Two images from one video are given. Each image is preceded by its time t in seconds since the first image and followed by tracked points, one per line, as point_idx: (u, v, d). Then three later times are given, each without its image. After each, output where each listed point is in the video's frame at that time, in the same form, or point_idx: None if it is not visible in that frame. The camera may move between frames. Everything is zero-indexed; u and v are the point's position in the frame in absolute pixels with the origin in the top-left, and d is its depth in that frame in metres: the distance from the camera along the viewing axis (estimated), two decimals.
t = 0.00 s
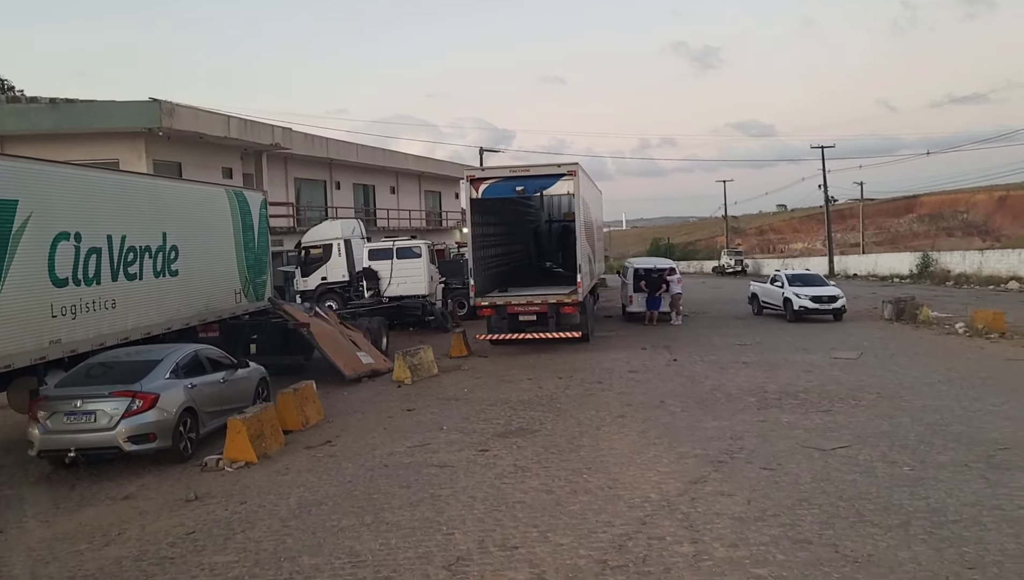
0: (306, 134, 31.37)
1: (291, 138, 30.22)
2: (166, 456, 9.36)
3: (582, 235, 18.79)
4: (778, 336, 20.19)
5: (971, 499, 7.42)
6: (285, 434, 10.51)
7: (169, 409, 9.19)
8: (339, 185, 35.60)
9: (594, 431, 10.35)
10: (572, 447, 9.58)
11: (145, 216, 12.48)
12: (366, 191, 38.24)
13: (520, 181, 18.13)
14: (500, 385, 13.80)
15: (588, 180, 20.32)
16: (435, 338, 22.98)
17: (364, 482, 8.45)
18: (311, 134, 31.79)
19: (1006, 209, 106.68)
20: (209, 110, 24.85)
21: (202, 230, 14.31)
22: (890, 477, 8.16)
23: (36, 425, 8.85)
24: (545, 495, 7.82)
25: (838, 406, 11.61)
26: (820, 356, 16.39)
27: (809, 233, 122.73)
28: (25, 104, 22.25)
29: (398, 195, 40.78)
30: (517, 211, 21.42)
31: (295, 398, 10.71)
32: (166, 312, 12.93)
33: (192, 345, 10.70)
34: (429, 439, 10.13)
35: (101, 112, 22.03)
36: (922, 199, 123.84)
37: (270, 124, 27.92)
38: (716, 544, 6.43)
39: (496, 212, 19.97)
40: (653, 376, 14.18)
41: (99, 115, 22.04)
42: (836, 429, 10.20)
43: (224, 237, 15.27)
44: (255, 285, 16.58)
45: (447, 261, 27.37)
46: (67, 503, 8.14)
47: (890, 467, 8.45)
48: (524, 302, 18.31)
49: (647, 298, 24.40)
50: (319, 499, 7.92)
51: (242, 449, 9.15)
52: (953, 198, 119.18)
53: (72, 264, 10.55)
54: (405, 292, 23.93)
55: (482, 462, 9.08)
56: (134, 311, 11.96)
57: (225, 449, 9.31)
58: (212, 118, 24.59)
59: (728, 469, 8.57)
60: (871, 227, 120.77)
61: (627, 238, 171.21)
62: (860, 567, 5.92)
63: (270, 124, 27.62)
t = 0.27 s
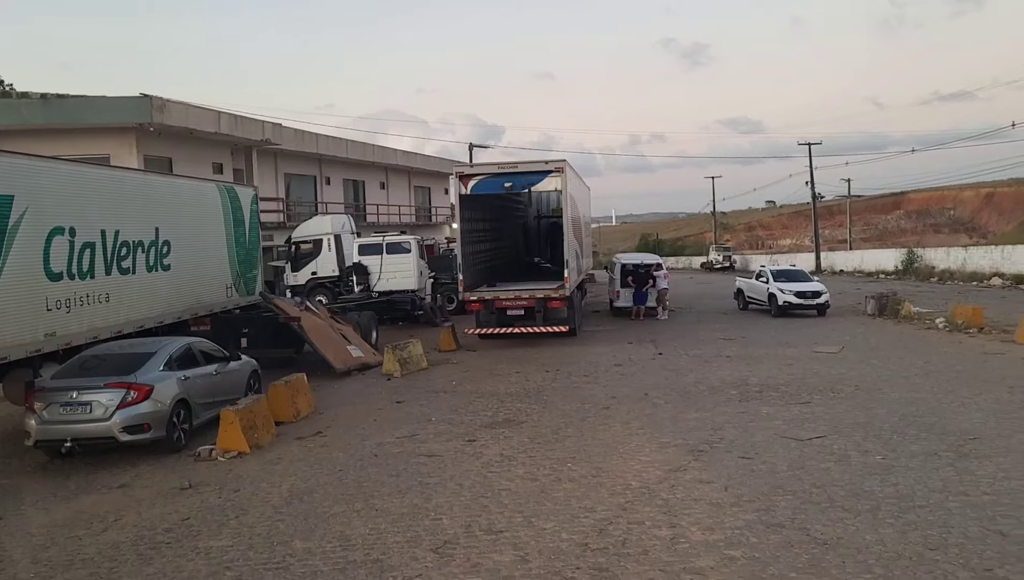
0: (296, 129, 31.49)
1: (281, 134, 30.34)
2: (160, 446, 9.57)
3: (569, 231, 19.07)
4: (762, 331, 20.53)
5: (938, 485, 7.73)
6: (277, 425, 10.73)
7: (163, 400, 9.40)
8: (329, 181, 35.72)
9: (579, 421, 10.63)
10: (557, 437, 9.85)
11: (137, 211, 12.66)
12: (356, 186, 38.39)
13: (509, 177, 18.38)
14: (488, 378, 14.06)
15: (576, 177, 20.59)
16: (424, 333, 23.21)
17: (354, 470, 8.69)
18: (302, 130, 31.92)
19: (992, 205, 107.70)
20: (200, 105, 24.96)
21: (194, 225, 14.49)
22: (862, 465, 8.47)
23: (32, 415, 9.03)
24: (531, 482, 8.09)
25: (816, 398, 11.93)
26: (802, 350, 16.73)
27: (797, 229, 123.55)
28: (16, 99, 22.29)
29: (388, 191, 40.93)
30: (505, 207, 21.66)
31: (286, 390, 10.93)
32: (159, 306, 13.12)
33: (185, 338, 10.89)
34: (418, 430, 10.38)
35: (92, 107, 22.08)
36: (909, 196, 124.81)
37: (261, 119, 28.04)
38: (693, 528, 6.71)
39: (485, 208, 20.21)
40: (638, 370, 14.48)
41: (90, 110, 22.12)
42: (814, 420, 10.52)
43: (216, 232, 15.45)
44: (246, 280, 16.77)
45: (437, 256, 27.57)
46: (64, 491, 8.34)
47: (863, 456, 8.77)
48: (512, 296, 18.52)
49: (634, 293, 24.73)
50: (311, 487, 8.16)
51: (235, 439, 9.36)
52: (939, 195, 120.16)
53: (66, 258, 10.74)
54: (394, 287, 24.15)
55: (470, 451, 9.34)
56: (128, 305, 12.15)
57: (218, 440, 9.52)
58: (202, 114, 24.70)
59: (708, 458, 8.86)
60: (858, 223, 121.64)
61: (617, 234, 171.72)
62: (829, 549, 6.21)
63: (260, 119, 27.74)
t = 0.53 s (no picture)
0: (290, 125, 31.64)
1: (275, 130, 30.48)
2: (158, 436, 9.79)
3: (561, 227, 19.31)
4: (750, 326, 20.83)
5: (913, 473, 8.00)
6: (272, 417, 10.96)
7: (161, 391, 9.61)
8: (323, 176, 35.86)
9: (568, 413, 10.89)
10: (546, 428, 10.11)
11: (134, 206, 12.86)
12: (350, 181, 38.55)
13: (501, 173, 18.59)
14: (479, 371, 14.31)
15: (568, 173, 20.82)
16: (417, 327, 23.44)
17: (348, 460, 8.93)
18: (295, 126, 32.06)
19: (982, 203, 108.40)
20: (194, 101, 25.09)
21: (189, 220, 14.69)
22: (841, 453, 8.75)
23: (32, 406, 9.22)
24: (520, 471, 8.35)
25: (800, 391, 12.23)
26: (788, 344, 17.03)
27: (789, 225, 124.14)
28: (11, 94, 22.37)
29: (381, 186, 41.10)
30: (497, 203, 21.88)
31: (282, 382, 11.16)
32: (155, 300, 13.33)
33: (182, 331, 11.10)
34: (411, 421, 10.62)
35: (87, 103, 22.21)
36: (900, 193, 125.49)
37: (255, 115, 28.18)
38: (674, 512, 6.97)
39: (477, 204, 20.43)
40: (627, 363, 14.75)
41: (85, 106, 22.23)
42: (796, 411, 10.80)
43: (211, 227, 15.65)
44: (241, 275, 16.97)
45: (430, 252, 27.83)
46: (64, 479, 8.54)
47: (842, 445, 9.05)
48: (503, 291, 18.89)
49: (624, 289, 25.02)
50: (307, 476, 8.40)
51: (231, 429, 9.59)
52: (930, 192, 120.87)
53: (65, 252, 10.93)
54: (388, 282, 24.37)
55: (461, 441, 9.59)
56: (124, 298, 12.35)
57: (214, 430, 9.74)
58: (197, 109, 24.83)
59: (692, 447, 9.14)
60: (849, 220, 122.28)
61: (610, 230, 172.11)
62: (804, 531, 6.48)
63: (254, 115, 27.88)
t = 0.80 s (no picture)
0: (285, 120, 31.75)
1: (270, 124, 30.60)
2: (158, 426, 9.99)
3: (554, 222, 19.51)
4: (741, 322, 21.10)
5: (893, 462, 8.27)
6: (270, 408, 11.16)
7: (161, 382, 9.80)
8: (318, 171, 35.98)
9: (560, 405, 11.12)
10: (539, 419, 10.35)
11: (133, 200, 13.03)
12: (344, 176, 38.67)
13: (495, 169, 18.78)
14: (473, 365, 14.53)
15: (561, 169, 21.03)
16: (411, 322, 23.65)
17: (345, 449, 9.14)
18: (290, 121, 32.16)
19: (973, 201, 109.05)
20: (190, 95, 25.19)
21: (187, 215, 14.87)
22: (824, 444, 9.01)
23: (35, 396, 9.41)
24: (512, 460, 8.58)
25: (787, 384, 12.49)
26: (777, 339, 17.30)
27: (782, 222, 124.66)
28: (7, 88, 22.43)
29: (376, 181, 41.24)
30: (491, 199, 22.07)
31: (279, 373, 11.37)
32: (153, 292, 13.51)
33: (181, 323, 11.29)
34: (406, 412, 10.84)
35: (83, 97, 22.30)
36: (892, 190, 126.12)
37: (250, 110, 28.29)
38: (662, 499, 7.21)
39: (471, 200, 20.62)
40: (619, 357, 14.99)
41: (82, 100, 22.31)
42: (783, 404, 11.06)
43: (208, 222, 15.83)
44: (238, 268, 17.16)
45: (424, 246, 28.01)
46: (67, 467, 8.72)
47: (826, 436, 9.31)
48: (497, 286, 18.99)
49: (617, 284, 25.28)
50: (305, 464, 8.61)
51: (230, 419, 9.79)
52: (922, 190, 121.51)
53: (65, 245, 11.10)
54: (382, 276, 24.56)
55: (455, 432, 9.82)
56: (123, 291, 12.52)
57: (214, 420, 9.94)
58: (192, 104, 24.93)
59: (680, 438, 9.38)
60: (841, 217, 122.86)
61: (603, 226, 172.38)
62: (786, 516, 6.73)
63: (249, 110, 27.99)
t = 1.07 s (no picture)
0: (281, 116, 31.92)
1: (266, 120, 30.77)
2: (160, 415, 10.24)
3: (547, 218, 19.78)
4: (731, 317, 21.41)
5: (873, 451, 8.55)
6: (268, 398, 11.41)
7: (163, 372, 10.05)
8: (313, 167, 36.16)
9: (552, 396, 11.40)
10: (531, 410, 10.62)
11: (133, 195, 13.29)
12: (340, 172, 38.86)
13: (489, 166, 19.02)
14: (467, 358, 14.79)
15: (555, 165, 21.28)
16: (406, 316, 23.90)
17: (343, 438, 9.40)
18: (286, 117, 32.34)
19: (965, 199, 109.64)
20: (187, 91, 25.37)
21: (186, 209, 15.11)
22: (808, 433, 9.29)
23: (40, 385, 9.65)
24: (505, 448, 8.84)
25: (774, 377, 12.78)
26: (767, 334, 17.60)
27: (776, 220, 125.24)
28: (5, 83, 22.57)
29: (371, 177, 41.41)
30: (485, 195, 22.30)
31: (278, 365, 11.62)
32: (152, 286, 13.76)
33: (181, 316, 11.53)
34: (402, 403, 11.09)
35: (80, 93, 22.45)
36: (885, 188, 126.70)
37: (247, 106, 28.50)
38: (649, 485, 7.49)
39: (466, 196, 20.85)
40: (610, 351, 15.27)
41: (80, 95, 22.47)
42: (769, 396, 11.36)
43: (206, 216, 16.08)
44: (236, 262, 17.40)
45: (418, 242, 28.25)
46: (71, 455, 8.95)
47: (810, 427, 9.60)
48: (490, 281, 19.32)
49: (609, 280, 25.58)
50: (304, 452, 8.85)
51: (230, 409, 10.04)
52: (915, 188, 122.11)
53: (68, 239, 11.36)
54: (378, 271, 24.81)
55: (450, 422, 10.08)
56: (123, 284, 12.79)
57: (214, 410, 10.18)
58: (190, 100, 25.13)
59: (668, 428, 9.67)
60: (835, 215, 123.39)
61: (597, 223, 172.63)
62: (768, 500, 7.01)
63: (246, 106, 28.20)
